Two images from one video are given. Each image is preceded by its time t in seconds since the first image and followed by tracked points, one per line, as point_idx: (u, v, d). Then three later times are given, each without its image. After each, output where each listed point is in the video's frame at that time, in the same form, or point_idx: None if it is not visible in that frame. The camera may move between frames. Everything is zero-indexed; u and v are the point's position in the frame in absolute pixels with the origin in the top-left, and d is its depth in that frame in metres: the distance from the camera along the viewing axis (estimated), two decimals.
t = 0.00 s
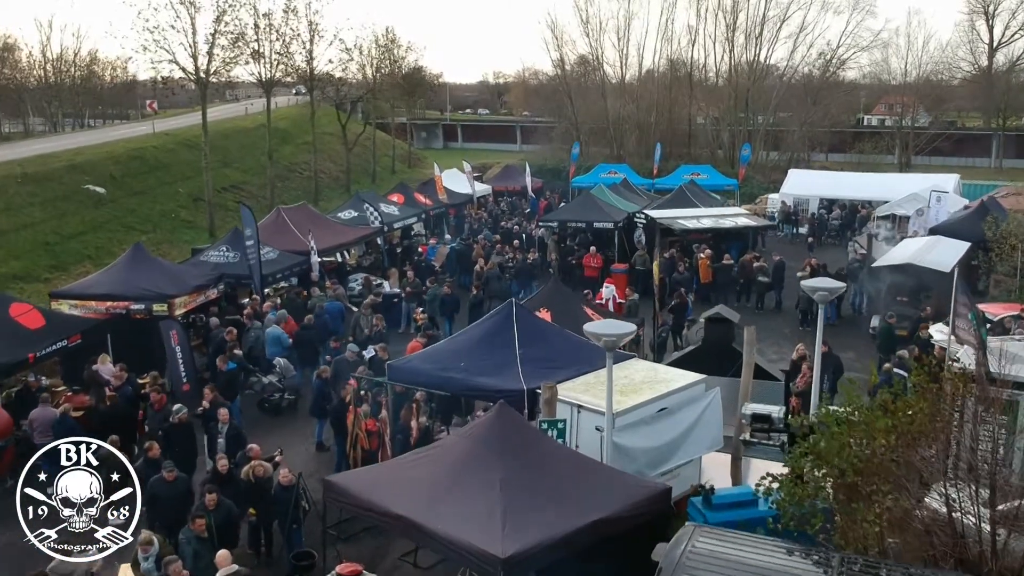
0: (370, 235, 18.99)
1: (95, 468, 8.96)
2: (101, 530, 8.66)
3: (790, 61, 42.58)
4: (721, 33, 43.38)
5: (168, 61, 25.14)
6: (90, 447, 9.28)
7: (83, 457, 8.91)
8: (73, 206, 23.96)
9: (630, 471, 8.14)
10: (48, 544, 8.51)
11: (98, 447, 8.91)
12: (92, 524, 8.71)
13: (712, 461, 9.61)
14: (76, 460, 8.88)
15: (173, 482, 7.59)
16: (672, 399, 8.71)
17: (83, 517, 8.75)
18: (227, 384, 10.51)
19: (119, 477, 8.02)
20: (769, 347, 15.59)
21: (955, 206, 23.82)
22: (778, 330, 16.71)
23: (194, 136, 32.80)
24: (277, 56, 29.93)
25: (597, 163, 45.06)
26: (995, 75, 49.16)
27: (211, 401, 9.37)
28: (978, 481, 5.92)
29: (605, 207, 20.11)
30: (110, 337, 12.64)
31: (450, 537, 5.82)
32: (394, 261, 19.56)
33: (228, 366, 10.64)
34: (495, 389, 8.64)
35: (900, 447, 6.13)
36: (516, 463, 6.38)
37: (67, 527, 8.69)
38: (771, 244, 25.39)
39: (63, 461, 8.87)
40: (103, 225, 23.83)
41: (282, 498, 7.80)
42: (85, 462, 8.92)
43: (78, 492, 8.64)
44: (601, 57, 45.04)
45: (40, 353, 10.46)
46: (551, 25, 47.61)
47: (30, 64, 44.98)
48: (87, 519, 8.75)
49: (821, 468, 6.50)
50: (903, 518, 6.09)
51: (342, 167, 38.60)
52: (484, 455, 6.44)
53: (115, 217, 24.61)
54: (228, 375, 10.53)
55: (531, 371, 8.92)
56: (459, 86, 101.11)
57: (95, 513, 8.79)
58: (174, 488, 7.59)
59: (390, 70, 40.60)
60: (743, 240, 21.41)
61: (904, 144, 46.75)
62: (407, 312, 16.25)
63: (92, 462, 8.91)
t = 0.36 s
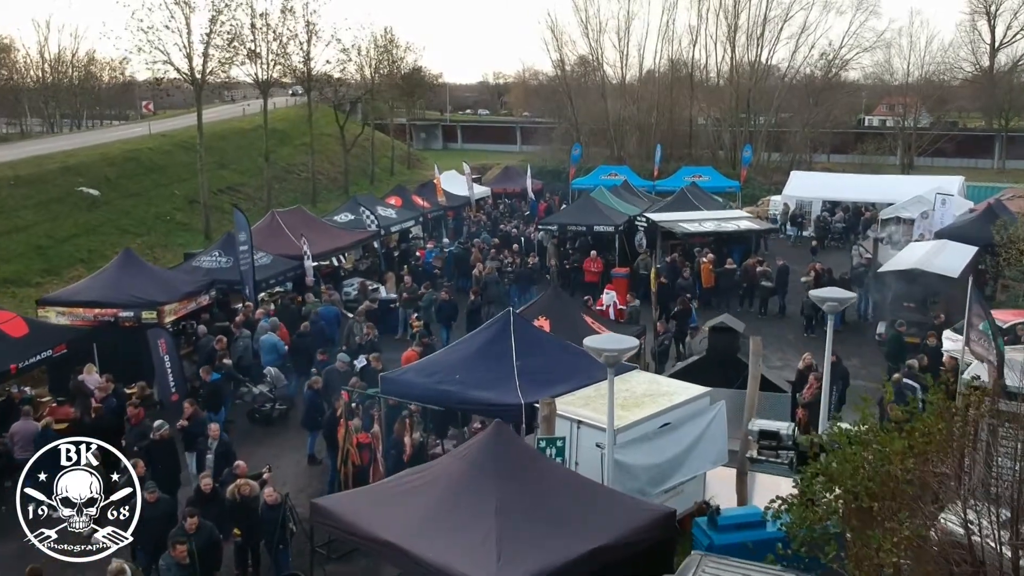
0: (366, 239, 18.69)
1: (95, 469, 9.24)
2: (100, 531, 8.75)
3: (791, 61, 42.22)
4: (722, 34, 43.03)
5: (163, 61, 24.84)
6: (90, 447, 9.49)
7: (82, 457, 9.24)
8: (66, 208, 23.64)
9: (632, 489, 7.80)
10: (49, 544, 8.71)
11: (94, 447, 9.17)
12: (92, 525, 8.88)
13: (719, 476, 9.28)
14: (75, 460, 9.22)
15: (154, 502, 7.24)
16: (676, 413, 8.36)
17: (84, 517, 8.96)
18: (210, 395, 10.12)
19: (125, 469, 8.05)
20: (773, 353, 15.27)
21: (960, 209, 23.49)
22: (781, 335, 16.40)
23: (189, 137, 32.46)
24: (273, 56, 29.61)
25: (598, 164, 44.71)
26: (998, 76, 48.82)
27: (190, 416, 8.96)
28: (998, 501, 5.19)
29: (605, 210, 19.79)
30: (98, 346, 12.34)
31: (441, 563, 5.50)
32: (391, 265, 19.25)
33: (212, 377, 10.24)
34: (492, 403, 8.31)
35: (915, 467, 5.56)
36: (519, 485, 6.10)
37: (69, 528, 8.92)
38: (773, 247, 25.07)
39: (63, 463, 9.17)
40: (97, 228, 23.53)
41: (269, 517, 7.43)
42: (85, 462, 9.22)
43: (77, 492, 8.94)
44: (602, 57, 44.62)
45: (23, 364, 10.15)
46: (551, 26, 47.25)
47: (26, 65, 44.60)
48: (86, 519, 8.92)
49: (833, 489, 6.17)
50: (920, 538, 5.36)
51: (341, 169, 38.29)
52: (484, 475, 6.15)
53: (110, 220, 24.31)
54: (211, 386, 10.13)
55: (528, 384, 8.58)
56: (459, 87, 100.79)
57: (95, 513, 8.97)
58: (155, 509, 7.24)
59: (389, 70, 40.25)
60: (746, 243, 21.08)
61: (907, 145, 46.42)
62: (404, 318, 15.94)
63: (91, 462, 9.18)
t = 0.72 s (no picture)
0: (363, 243, 18.35)
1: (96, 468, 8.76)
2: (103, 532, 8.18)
3: (793, 62, 41.87)
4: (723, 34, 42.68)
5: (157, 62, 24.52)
6: (90, 446, 8.97)
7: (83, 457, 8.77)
8: (59, 211, 23.31)
9: (632, 509, 7.46)
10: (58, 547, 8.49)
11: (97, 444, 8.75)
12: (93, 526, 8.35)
13: (724, 491, 8.97)
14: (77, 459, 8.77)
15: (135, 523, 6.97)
16: (679, 429, 8.04)
17: (82, 518, 8.45)
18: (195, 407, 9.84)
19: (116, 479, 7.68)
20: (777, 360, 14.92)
21: (965, 211, 23.15)
22: (786, 342, 16.07)
23: (185, 138, 32.12)
24: (270, 57, 29.30)
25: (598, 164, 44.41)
26: (1000, 76, 48.48)
27: (169, 434, 8.52)
28: None
29: (605, 213, 19.45)
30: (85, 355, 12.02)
31: None
32: (388, 269, 18.91)
33: (196, 389, 9.94)
34: (488, 418, 7.99)
35: (932, 490, 5.08)
36: (514, 506, 5.85)
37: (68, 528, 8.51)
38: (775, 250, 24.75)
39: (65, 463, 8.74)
40: (90, 231, 23.18)
41: (254, 538, 7.16)
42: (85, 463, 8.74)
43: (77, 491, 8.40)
44: (602, 57, 44.24)
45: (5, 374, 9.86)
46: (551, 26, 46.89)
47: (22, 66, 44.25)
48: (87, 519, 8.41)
49: (846, 514, 5.65)
50: (936, 564, 4.82)
51: (339, 170, 37.96)
52: (480, 496, 5.89)
53: (104, 222, 23.97)
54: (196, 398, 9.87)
55: (526, 398, 8.26)
56: (459, 87, 100.45)
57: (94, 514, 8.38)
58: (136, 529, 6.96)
59: (388, 71, 39.94)
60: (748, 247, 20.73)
61: (909, 146, 46.06)
62: (400, 323, 15.61)
63: (94, 462, 8.77)
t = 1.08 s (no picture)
0: (358, 247, 18.05)
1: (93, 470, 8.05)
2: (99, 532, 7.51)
3: (795, 62, 41.55)
4: (724, 35, 42.37)
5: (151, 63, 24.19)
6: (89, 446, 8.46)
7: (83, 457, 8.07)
8: (52, 214, 23.00)
9: (634, 531, 7.13)
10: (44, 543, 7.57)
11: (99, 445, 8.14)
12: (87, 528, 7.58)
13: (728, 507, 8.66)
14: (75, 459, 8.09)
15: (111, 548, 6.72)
16: (681, 446, 7.72)
17: (83, 517, 7.54)
18: (177, 422, 9.63)
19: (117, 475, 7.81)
20: (782, 367, 14.57)
21: (970, 214, 22.83)
22: (789, 348, 15.77)
23: (181, 140, 31.81)
24: (266, 57, 28.96)
25: (598, 165, 44.17)
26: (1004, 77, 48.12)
27: (144, 453, 8.44)
28: None
29: (605, 216, 19.14)
30: (71, 365, 11.70)
31: None
32: (385, 274, 18.61)
33: (179, 403, 9.70)
34: (483, 436, 7.68)
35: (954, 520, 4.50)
36: (509, 532, 5.55)
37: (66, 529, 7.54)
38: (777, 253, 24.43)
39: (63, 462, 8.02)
40: (84, 234, 22.88)
41: (236, 561, 6.84)
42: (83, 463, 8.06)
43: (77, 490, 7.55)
44: (602, 57, 43.91)
45: None
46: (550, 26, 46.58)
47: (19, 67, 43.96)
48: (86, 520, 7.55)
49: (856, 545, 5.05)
50: None
51: (336, 172, 37.65)
52: (473, 523, 5.58)
53: (97, 225, 23.66)
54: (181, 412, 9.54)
55: (523, 414, 7.93)
56: (459, 86, 100.15)
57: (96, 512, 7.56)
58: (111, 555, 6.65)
59: (386, 72, 39.69)
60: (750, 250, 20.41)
61: (911, 147, 45.75)
62: (395, 330, 15.30)
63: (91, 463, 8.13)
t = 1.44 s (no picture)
0: (354, 251, 17.74)
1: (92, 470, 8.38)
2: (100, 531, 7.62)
3: (797, 62, 41.22)
4: (726, 35, 42.04)
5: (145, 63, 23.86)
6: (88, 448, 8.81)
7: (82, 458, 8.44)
8: (44, 216, 22.70)
9: (636, 555, 6.81)
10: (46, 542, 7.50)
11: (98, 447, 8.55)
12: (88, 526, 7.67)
13: (734, 526, 8.36)
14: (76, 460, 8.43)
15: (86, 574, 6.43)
16: (685, 465, 7.39)
17: (84, 516, 7.66)
18: (162, 436, 9.27)
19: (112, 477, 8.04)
20: (786, 375, 14.26)
21: (975, 218, 22.50)
22: (792, 355, 15.45)
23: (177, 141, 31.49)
24: (262, 58, 28.63)
25: (598, 166, 43.84)
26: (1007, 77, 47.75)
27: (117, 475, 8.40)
28: None
29: (605, 220, 18.82)
30: (56, 375, 11.36)
31: None
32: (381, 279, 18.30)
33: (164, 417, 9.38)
34: (479, 455, 7.37)
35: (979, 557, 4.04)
36: (503, 567, 5.20)
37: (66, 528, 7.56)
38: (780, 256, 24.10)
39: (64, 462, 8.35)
40: (76, 237, 22.56)
41: None
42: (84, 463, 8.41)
43: (77, 489, 7.80)
44: (602, 57, 43.59)
45: None
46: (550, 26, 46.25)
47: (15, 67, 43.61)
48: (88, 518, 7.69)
49: None
50: None
51: (334, 173, 37.34)
52: (464, 561, 5.19)
53: (90, 228, 23.32)
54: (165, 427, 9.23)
55: (519, 432, 7.62)
56: (459, 86, 99.84)
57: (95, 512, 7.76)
58: None
59: (385, 72, 39.39)
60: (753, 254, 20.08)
61: (914, 148, 45.43)
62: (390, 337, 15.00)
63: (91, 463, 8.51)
